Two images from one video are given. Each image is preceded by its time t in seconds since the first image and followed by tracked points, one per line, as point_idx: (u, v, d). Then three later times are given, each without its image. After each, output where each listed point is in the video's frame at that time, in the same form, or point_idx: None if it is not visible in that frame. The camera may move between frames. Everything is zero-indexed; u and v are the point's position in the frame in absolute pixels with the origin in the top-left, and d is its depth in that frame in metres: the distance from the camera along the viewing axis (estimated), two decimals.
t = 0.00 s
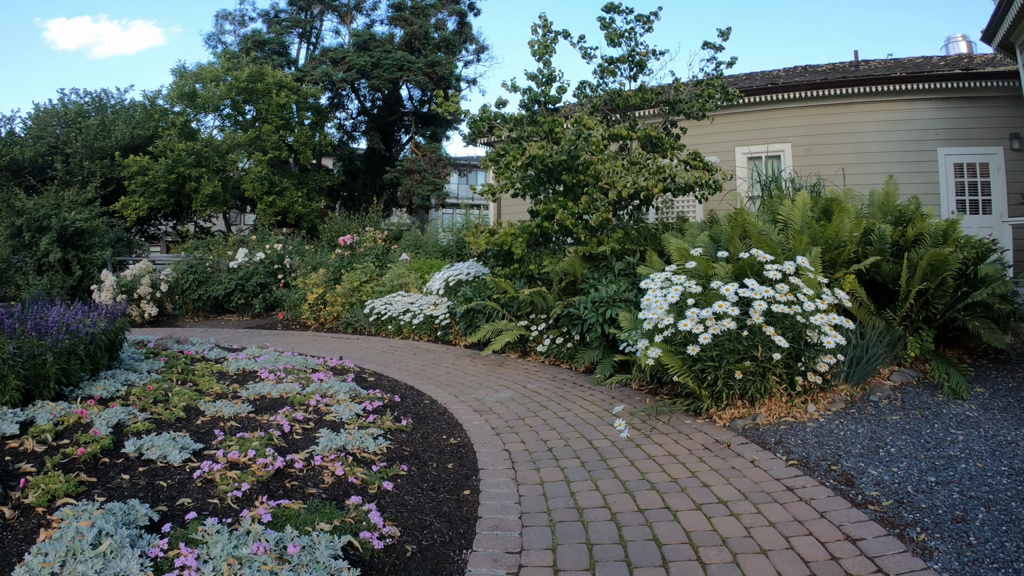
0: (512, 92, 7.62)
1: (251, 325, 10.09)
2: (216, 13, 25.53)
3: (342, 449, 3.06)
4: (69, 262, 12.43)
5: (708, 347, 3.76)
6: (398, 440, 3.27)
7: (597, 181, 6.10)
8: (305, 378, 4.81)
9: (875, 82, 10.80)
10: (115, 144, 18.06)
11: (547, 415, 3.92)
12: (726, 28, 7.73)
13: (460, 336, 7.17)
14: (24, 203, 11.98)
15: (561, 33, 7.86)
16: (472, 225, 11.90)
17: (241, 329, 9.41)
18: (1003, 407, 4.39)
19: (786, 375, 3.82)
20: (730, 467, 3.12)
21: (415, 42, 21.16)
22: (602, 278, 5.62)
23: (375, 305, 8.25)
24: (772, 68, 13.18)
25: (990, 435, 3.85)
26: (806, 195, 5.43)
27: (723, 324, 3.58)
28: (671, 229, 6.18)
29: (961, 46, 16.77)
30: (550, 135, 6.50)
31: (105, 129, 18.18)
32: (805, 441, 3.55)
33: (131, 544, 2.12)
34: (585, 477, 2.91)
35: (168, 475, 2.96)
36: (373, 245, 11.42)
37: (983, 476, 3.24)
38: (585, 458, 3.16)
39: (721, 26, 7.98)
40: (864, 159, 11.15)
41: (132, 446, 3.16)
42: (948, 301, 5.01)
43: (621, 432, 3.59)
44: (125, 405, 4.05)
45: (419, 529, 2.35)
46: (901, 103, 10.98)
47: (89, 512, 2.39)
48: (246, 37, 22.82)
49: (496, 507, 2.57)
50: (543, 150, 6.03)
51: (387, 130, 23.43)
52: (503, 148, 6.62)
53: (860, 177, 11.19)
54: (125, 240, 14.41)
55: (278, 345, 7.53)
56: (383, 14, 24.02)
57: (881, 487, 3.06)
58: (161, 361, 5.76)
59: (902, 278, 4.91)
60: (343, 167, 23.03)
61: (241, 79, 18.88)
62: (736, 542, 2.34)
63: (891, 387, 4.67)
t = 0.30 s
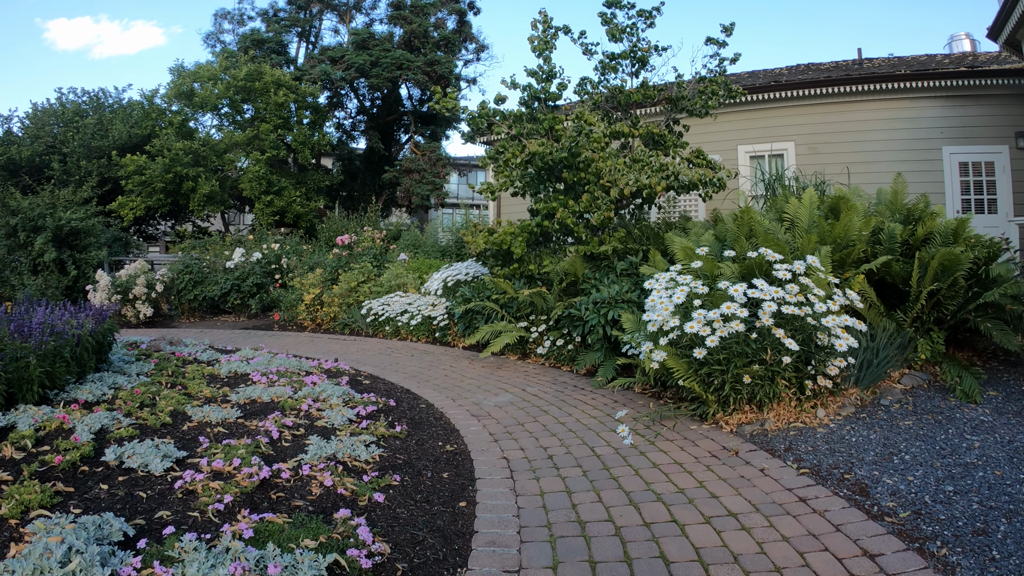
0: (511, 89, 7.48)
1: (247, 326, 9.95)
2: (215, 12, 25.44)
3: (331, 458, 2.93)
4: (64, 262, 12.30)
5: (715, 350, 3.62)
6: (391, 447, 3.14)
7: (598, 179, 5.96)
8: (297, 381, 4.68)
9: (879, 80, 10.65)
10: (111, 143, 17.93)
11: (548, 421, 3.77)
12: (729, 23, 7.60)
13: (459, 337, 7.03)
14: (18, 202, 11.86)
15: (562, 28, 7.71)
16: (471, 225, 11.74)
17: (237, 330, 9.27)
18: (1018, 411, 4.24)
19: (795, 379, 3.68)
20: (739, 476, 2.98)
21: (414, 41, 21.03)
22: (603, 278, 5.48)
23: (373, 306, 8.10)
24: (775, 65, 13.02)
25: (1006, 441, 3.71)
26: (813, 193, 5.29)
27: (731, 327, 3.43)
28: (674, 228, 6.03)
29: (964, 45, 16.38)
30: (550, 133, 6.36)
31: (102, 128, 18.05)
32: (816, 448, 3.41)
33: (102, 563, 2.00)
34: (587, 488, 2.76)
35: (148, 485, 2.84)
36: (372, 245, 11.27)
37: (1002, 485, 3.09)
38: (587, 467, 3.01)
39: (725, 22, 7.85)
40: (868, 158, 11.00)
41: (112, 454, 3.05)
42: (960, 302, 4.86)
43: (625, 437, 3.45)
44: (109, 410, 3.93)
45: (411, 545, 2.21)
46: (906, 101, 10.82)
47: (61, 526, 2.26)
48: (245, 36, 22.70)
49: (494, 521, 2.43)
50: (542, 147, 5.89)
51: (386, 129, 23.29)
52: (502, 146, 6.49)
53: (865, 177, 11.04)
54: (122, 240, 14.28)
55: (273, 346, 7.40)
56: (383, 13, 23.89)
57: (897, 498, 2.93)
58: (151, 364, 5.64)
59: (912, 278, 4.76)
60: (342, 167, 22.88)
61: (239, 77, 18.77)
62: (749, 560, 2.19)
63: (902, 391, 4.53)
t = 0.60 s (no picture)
0: (510, 84, 7.29)
1: (241, 326, 9.76)
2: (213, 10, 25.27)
3: (315, 469, 2.75)
4: (57, 261, 12.12)
5: (724, 353, 3.42)
6: (380, 457, 2.95)
7: (599, 175, 5.77)
8: (286, 384, 4.49)
9: (885, 76, 10.45)
10: (107, 142, 17.75)
11: (547, 428, 3.57)
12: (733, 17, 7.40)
13: (456, 339, 6.83)
14: (10, 201, 11.68)
15: (562, 22, 7.53)
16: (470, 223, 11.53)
17: (230, 331, 9.09)
18: None
19: (807, 384, 3.49)
20: (751, 489, 2.79)
21: (413, 39, 20.83)
22: (604, 278, 5.28)
23: (369, 306, 7.91)
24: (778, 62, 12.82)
25: None
26: (822, 189, 5.09)
27: (742, 328, 3.23)
28: (678, 226, 5.83)
29: (967, 42, 15.93)
30: (549, 128, 6.17)
31: (98, 127, 17.88)
32: (830, 457, 3.23)
33: None
34: (588, 502, 2.58)
35: (117, 498, 2.67)
36: (369, 245, 11.07)
37: None
38: (588, 478, 2.82)
39: (728, 16, 7.66)
40: (873, 155, 10.80)
41: (82, 464, 2.87)
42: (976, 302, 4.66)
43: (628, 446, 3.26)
44: (86, 415, 3.75)
45: (396, 569, 2.04)
46: (912, 98, 10.63)
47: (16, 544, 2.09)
48: (242, 35, 22.54)
49: (487, 540, 2.24)
50: (542, 142, 5.69)
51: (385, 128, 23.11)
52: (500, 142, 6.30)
53: (870, 174, 10.84)
54: (117, 239, 14.10)
55: (266, 347, 7.22)
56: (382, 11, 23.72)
57: (918, 512, 2.74)
58: (137, 366, 5.46)
59: (926, 277, 4.56)
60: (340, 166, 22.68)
61: (236, 75, 18.60)
62: None
63: (916, 395, 4.34)
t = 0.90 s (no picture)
0: (509, 79, 7.10)
1: (235, 327, 9.59)
2: (210, 8, 25.11)
3: (298, 481, 2.58)
4: (50, 261, 11.95)
5: (734, 356, 3.25)
6: (369, 467, 2.79)
7: (600, 172, 5.59)
8: (275, 387, 4.32)
9: (890, 72, 10.26)
10: (103, 141, 17.58)
11: (547, 434, 3.40)
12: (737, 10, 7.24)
13: (453, 339, 6.65)
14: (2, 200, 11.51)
15: (562, 16, 7.36)
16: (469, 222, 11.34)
17: (224, 331, 8.92)
18: None
19: (820, 388, 3.32)
20: (764, 502, 2.61)
21: (411, 37, 20.63)
22: (606, 277, 5.11)
23: (364, 306, 7.73)
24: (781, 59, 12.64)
25: None
26: (831, 185, 4.91)
27: (753, 331, 3.06)
28: (682, 223, 5.65)
29: (971, 39, 15.72)
30: (549, 123, 5.99)
31: (94, 125, 17.71)
32: (846, 466, 3.06)
33: None
34: (591, 518, 2.40)
35: (87, 512, 2.50)
36: (366, 244, 10.89)
37: None
38: (590, 490, 2.65)
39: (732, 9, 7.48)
40: (878, 153, 10.62)
41: (52, 475, 2.70)
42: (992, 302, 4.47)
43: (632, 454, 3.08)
44: (64, 421, 3.59)
45: None
46: (917, 94, 10.45)
47: None
48: (240, 33, 22.36)
49: (481, 561, 2.07)
50: (541, 136, 5.51)
51: (383, 127, 22.95)
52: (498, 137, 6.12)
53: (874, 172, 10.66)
54: (112, 239, 13.93)
55: (259, 348, 7.05)
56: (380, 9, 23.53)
57: (942, 526, 2.57)
58: (123, 368, 5.29)
59: (940, 276, 4.38)
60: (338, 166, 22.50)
61: (232, 73, 18.44)
62: None
63: (930, 398, 4.16)
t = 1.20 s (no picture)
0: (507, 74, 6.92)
1: (229, 327, 9.41)
2: (208, 6, 24.95)
3: (280, 496, 2.42)
4: (42, 261, 11.76)
5: (745, 360, 3.08)
6: (356, 479, 2.62)
7: (602, 167, 5.42)
8: (263, 391, 4.14)
9: (895, 68, 10.10)
10: (99, 140, 17.40)
11: (547, 441, 3.22)
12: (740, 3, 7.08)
13: (450, 341, 6.48)
14: None
15: (562, 9, 7.18)
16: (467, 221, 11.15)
17: (217, 332, 8.74)
18: None
19: (836, 393, 3.15)
20: (780, 517, 2.44)
21: (410, 35, 20.44)
22: (608, 276, 4.93)
23: (360, 306, 7.55)
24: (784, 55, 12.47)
25: None
26: (841, 180, 4.73)
27: (768, 332, 2.89)
28: (685, 221, 5.47)
29: (975, 36, 15.53)
30: (549, 118, 5.81)
31: (90, 124, 17.53)
32: (863, 475, 2.89)
33: None
34: (595, 534, 2.23)
35: (52, 527, 2.33)
36: (363, 243, 10.71)
37: None
38: (594, 504, 2.47)
39: (736, 3, 7.31)
40: (883, 150, 10.44)
41: (18, 486, 2.53)
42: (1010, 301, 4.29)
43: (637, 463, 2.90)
44: (39, 426, 3.41)
45: None
46: (923, 91, 10.28)
47: None
48: (237, 31, 22.17)
49: None
50: (541, 131, 5.34)
51: (382, 126, 22.81)
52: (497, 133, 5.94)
53: (880, 170, 10.48)
54: (107, 239, 13.73)
55: (251, 349, 6.88)
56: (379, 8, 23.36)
57: (969, 541, 2.39)
58: (108, 371, 5.11)
59: (956, 275, 4.20)
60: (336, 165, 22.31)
61: (229, 71, 18.27)
62: None
63: (947, 402, 3.98)
